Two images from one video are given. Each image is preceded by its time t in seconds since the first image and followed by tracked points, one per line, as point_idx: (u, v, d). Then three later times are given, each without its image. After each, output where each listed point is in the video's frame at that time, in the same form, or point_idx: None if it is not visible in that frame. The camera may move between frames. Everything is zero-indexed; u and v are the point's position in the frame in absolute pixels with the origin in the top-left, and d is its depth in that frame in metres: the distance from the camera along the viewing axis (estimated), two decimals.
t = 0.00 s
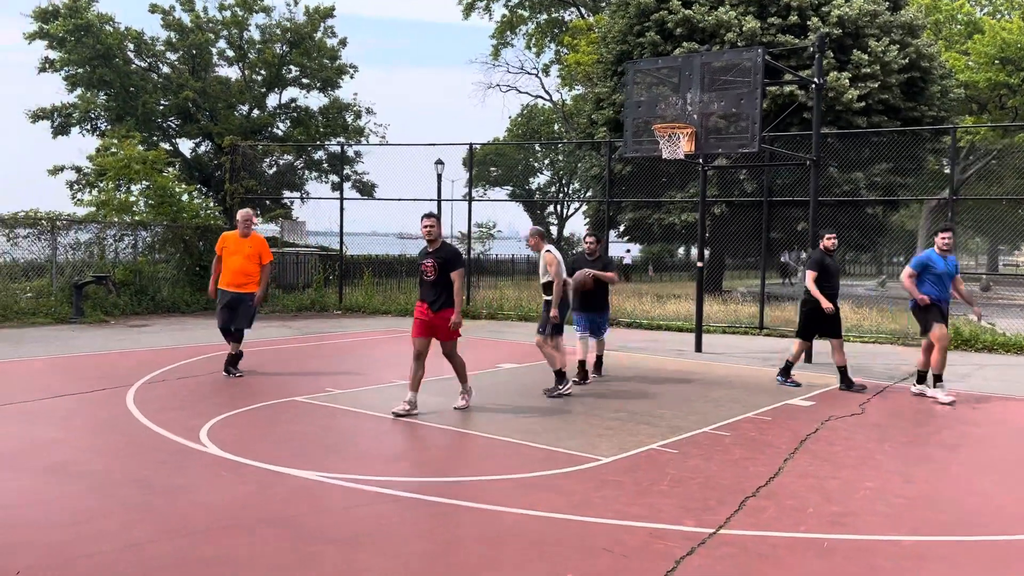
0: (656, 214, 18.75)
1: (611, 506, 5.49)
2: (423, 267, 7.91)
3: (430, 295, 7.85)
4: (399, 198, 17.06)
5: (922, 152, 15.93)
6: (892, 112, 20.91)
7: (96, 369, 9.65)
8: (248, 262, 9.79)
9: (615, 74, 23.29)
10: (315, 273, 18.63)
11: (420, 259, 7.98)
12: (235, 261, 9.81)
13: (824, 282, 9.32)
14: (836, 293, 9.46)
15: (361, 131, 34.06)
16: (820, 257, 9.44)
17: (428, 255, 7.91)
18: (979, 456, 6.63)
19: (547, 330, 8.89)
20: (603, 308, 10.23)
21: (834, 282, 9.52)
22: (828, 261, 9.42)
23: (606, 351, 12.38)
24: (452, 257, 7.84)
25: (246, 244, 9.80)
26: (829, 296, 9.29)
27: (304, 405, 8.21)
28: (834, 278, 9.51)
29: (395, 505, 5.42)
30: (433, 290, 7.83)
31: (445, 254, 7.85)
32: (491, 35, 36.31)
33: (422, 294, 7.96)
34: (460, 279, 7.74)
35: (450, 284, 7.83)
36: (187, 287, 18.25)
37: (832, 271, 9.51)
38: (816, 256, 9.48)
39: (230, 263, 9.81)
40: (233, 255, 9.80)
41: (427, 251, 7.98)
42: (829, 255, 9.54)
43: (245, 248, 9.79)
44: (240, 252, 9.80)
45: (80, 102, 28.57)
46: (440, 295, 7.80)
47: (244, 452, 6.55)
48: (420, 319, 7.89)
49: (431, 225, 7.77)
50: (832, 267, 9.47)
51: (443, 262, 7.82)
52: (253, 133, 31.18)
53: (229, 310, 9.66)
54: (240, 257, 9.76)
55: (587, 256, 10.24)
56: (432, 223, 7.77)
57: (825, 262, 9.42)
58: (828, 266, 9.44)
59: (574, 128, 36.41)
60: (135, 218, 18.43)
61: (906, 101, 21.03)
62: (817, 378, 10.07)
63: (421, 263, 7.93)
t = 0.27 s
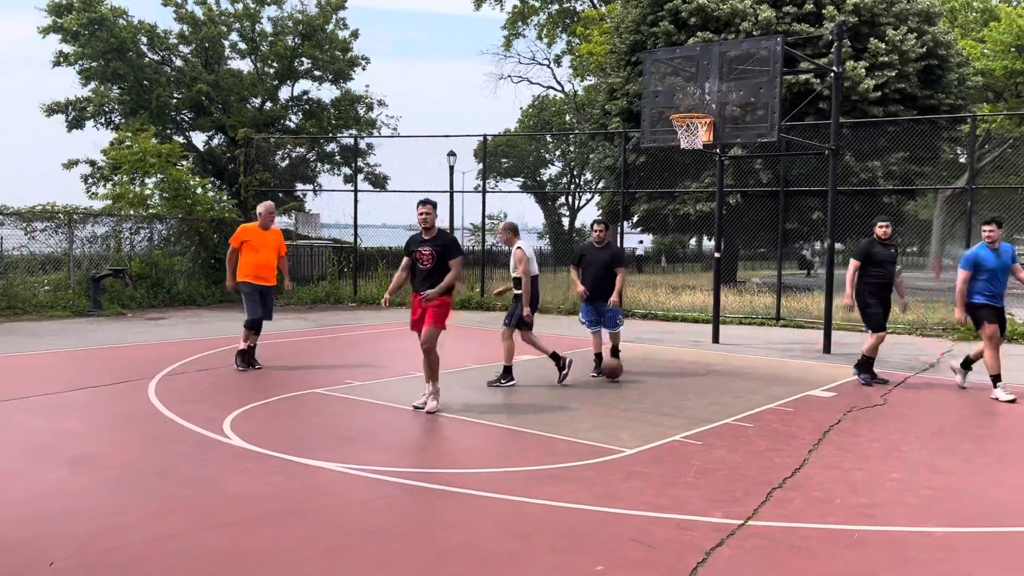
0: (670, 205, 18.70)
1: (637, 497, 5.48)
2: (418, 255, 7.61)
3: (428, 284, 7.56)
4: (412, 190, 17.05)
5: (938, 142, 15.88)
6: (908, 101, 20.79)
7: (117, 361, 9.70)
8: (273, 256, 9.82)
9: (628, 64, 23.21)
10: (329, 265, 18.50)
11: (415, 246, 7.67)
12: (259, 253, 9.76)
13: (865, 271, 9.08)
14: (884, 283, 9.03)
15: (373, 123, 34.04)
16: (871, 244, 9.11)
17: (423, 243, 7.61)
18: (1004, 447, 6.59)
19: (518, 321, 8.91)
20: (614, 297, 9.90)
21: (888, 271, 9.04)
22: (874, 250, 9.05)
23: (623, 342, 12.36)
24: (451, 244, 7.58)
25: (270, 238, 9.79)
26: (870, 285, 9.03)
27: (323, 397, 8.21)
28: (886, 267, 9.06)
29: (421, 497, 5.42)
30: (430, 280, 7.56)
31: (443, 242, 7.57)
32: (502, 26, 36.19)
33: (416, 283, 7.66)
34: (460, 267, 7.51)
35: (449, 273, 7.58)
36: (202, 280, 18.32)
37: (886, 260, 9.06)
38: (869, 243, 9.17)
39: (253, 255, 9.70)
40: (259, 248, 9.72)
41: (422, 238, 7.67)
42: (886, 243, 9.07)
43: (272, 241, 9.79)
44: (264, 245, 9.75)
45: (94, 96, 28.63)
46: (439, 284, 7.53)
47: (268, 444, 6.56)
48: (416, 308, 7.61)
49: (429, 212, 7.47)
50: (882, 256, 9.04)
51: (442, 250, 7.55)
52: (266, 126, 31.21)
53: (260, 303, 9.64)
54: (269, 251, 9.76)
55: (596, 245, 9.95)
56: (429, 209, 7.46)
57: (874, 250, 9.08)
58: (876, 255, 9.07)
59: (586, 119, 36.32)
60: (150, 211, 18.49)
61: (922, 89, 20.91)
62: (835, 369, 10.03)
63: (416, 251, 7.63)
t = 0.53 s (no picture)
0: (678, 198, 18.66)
1: (652, 490, 5.46)
2: (411, 251, 7.24)
3: (420, 282, 7.20)
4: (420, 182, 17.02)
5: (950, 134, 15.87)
6: (919, 91, 20.68)
7: (128, 355, 9.71)
8: (288, 250, 9.94)
9: (636, 56, 23.13)
10: (337, 258, 18.68)
11: (407, 241, 7.30)
12: (277, 248, 9.81)
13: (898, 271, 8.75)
14: (920, 282, 8.63)
15: (380, 116, 34.02)
16: (906, 244, 8.79)
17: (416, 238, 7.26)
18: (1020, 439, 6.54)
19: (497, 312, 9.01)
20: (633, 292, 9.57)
21: (924, 271, 8.64)
22: (909, 249, 8.72)
23: (633, 334, 12.32)
24: (447, 242, 7.25)
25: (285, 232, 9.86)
26: (904, 285, 8.67)
27: (334, 390, 8.21)
28: (922, 266, 8.67)
29: (435, 489, 5.41)
30: (422, 277, 7.21)
31: (438, 238, 7.24)
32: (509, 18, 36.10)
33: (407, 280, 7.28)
34: (456, 266, 7.19)
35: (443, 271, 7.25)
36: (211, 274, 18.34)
37: (922, 260, 8.68)
38: (904, 242, 8.83)
39: (272, 249, 9.72)
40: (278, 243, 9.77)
41: (415, 233, 7.31)
42: (923, 242, 8.69)
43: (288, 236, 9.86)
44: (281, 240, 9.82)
45: (101, 90, 28.63)
46: (432, 282, 7.20)
47: (281, 437, 6.55)
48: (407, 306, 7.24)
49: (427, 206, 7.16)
50: (916, 255, 8.68)
51: (438, 247, 7.21)
52: (273, 120, 31.21)
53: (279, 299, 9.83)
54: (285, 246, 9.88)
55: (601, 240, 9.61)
56: (426, 203, 7.16)
57: (908, 249, 8.75)
58: (911, 254, 8.72)
59: (592, 111, 36.28)
60: (159, 205, 18.53)
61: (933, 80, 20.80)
62: (847, 361, 9.99)
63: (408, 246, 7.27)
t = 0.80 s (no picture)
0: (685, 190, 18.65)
1: (661, 482, 5.47)
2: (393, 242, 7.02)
3: (402, 274, 6.96)
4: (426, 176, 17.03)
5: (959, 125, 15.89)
6: (927, 82, 20.59)
7: (137, 348, 9.76)
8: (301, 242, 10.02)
9: (643, 48, 23.06)
10: (344, 252, 18.77)
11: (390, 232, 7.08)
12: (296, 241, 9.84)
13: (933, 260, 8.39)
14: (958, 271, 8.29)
15: (387, 109, 34.02)
16: (938, 231, 8.44)
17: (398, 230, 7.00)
18: None
19: (463, 307, 9.16)
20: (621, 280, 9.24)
21: (959, 260, 8.33)
22: (942, 236, 8.37)
23: (640, 327, 12.33)
24: (429, 231, 6.99)
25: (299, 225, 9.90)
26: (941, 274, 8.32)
27: (343, 383, 8.24)
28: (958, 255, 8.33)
29: (445, 482, 5.43)
30: (405, 270, 6.96)
31: (421, 229, 6.98)
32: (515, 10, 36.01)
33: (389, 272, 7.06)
34: (440, 256, 6.95)
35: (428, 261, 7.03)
36: (219, 268, 18.41)
37: (955, 248, 8.35)
38: (936, 230, 8.47)
39: (294, 242, 9.76)
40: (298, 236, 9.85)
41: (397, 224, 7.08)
42: (956, 229, 8.38)
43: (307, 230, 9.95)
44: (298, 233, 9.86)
45: (108, 84, 28.70)
46: (415, 274, 6.96)
47: (290, 430, 6.58)
48: (390, 299, 7.01)
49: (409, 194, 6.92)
50: (951, 242, 8.34)
51: (419, 237, 6.97)
52: (280, 113, 31.24)
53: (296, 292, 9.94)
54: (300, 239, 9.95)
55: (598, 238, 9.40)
56: (410, 192, 6.93)
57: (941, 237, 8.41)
58: (945, 242, 8.37)
59: (599, 103, 36.23)
60: (167, 199, 18.60)
61: (941, 71, 20.71)
62: (855, 353, 9.98)
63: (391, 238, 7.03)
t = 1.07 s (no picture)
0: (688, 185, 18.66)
1: (665, 477, 5.46)
2: (371, 243, 6.76)
3: (383, 275, 6.68)
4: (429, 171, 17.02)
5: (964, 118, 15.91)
6: (932, 76, 20.53)
7: (141, 343, 9.76)
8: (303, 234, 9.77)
9: (647, 42, 23.00)
10: (349, 247, 18.86)
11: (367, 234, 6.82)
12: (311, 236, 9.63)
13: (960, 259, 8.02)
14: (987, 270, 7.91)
15: (390, 104, 34.01)
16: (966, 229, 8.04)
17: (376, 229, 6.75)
18: None
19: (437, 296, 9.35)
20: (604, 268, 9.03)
21: (990, 257, 7.92)
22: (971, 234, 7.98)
23: (643, 322, 12.32)
24: (408, 228, 6.73)
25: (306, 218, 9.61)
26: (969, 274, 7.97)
27: (347, 378, 8.24)
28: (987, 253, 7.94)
29: (449, 477, 5.43)
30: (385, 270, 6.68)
31: (399, 226, 6.72)
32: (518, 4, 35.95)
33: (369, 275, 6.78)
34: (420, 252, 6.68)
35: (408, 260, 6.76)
36: (223, 263, 18.45)
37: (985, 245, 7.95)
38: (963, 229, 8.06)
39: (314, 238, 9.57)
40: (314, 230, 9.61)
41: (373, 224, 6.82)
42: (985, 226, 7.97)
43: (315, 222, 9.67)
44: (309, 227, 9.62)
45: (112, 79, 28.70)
46: (396, 274, 6.69)
47: (294, 425, 6.59)
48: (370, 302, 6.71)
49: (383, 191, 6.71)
50: (979, 240, 7.94)
51: (398, 234, 6.71)
52: (284, 108, 31.25)
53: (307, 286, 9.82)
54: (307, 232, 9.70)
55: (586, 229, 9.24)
56: (386, 190, 6.74)
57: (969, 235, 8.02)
58: (973, 240, 7.98)
59: (603, 97, 36.20)
60: (171, 194, 18.62)
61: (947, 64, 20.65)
62: (859, 348, 9.95)
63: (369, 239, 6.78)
